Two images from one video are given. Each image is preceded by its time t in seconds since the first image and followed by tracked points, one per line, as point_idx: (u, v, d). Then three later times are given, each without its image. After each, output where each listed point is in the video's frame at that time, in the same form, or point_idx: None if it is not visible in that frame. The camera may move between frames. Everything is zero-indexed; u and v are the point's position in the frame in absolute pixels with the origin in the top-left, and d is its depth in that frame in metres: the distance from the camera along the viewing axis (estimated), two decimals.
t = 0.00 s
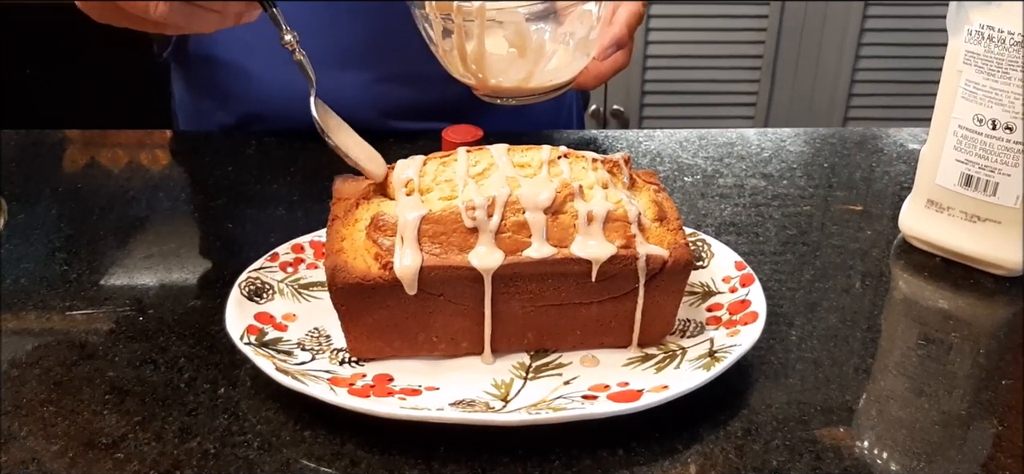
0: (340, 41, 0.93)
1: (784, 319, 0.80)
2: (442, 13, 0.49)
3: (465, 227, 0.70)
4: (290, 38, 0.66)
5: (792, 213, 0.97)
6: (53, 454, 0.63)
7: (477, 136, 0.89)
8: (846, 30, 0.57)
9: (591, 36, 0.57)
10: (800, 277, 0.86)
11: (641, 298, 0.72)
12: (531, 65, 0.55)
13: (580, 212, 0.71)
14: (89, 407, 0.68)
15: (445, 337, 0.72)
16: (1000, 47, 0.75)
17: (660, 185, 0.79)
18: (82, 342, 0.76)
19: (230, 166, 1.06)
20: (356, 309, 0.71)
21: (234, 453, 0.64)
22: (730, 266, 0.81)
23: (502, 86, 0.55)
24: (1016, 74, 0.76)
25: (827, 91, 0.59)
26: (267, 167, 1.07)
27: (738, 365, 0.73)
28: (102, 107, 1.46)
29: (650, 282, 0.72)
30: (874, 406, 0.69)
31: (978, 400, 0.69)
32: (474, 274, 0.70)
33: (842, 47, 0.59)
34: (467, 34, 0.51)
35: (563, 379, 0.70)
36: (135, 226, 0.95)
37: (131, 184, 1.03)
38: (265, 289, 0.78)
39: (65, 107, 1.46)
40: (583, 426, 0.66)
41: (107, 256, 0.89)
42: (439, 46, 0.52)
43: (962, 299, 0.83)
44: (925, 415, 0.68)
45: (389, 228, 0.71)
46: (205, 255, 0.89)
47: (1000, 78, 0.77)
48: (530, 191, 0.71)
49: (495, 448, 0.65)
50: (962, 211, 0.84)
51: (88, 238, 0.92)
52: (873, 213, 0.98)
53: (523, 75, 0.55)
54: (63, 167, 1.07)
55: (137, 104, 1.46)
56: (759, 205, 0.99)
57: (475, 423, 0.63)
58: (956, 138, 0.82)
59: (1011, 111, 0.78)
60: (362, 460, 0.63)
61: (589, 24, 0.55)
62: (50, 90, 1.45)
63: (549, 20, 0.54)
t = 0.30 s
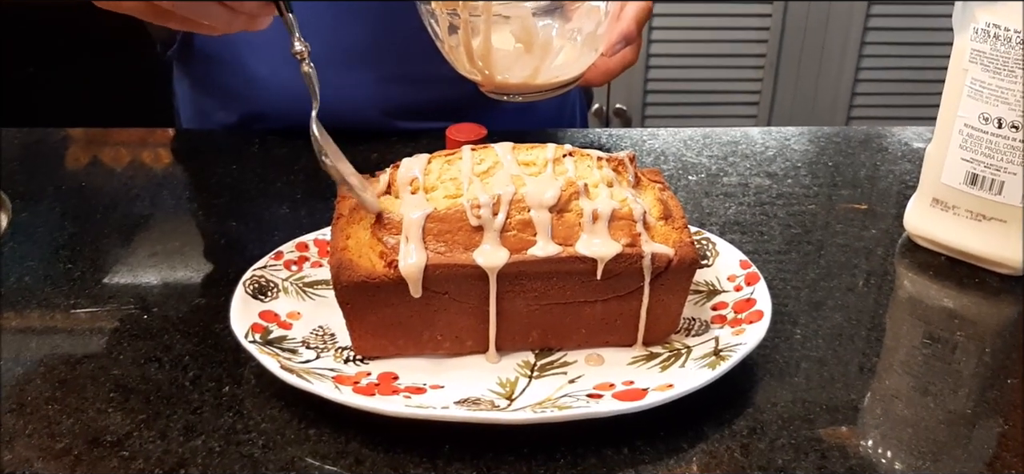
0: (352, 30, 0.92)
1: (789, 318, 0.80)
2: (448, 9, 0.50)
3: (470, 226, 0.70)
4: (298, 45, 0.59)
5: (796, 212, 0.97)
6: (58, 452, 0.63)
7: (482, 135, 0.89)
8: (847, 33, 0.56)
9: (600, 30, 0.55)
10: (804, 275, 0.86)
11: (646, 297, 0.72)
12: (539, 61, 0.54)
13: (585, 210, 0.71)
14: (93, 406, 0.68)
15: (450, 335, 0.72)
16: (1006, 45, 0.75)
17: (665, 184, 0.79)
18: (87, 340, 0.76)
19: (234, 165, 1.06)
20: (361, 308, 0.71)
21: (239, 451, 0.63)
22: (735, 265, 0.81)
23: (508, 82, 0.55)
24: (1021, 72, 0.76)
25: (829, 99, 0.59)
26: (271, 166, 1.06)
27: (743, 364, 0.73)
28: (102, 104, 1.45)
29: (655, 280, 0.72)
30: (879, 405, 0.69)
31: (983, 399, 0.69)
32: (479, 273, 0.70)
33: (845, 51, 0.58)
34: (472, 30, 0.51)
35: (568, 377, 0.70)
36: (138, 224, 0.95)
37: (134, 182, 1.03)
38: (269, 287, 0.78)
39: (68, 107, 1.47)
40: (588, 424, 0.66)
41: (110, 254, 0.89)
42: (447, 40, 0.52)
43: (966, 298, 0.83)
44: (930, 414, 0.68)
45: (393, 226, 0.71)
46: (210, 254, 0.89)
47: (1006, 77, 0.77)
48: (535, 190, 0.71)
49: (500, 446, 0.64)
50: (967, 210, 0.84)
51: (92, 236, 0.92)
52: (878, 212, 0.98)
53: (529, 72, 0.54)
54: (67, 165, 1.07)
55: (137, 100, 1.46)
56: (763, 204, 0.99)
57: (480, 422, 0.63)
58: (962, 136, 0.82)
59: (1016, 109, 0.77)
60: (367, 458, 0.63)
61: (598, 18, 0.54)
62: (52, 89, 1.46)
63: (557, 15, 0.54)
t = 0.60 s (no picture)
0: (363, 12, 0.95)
1: (791, 316, 0.80)
2: (448, 6, 0.50)
3: (473, 224, 0.70)
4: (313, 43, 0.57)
5: (798, 210, 0.97)
6: (61, 448, 0.63)
7: (484, 134, 0.89)
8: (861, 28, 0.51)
9: (601, 29, 0.55)
10: (806, 274, 0.86)
11: (648, 295, 0.72)
12: (540, 57, 0.55)
13: (587, 208, 0.71)
14: (96, 402, 0.68)
15: (452, 333, 0.72)
16: (1008, 44, 0.75)
17: (667, 182, 0.79)
18: (90, 337, 0.76)
19: (236, 163, 1.06)
20: (363, 305, 0.71)
21: (241, 448, 0.64)
22: (737, 263, 0.81)
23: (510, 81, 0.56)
24: None
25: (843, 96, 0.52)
26: (273, 163, 1.07)
27: (745, 362, 0.73)
28: (101, 103, 1.46)
29: (657, 278, 0.72)
30: (881, 403, 0.69)
31: (986, 398, 0.69)
32: (482, 270, 0.70)
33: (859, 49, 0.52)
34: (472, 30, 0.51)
35: (570, 375, 0.70)
36: (141, 222, 0.95)
37: (136, 179, 1.03)
38: (271, 285, 0.78)
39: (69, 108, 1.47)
40: (590, 422, 0.66)
41: (113, 252, 0.89)
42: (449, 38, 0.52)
43: (969, 297, 0.83)
44: (932, 413, 0.68)
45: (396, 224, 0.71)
46: (212, 251, 0.89)
47: (1008, 75, 0.77)
48: (538, 188, 0.71)
49: (503, 444, 0.65)
50: (969, 208, 0.84)
51: (95, 233, 0.92)
52: (880, 210, 0.98)
53: (530, 71, 0.55)
54: (70, 163, 1.07)
55: (137, 100, 1.47)
56: (765, 202, 0.99)
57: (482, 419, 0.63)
58: (964, 134, 0.82)
59: (1019, 107, 0.77)
60: (369, 455, 0.63)
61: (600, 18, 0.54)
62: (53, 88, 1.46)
63: (558, 14, 0.52)
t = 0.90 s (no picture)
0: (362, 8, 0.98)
1: (789, 314, 0.80)
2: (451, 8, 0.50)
3: (471, 222, 0.70)
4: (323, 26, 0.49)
5: (797, 209, 0.97)
6: (58, 446, 0.63)
7: (483, 132, 0.89)
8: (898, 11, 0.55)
9: (604, 30, 0.55)
10: (805, 273, 0.86)
11: (646, 294, 0.72)
12: (543, 59, 0.54)
13: (585, 206, 0.71)
14: (94, 401, 0.68)
15: (450, 331, 0.72)
16: (1007, 43, 0.75)
17: (665, 180, 0.79)
18: (87, 336, 0.76)
19: (235, 161, 1.06)
20: (360, 303, 0.71)
21: (239, 446, 0.64)
22: (735, 262, 0.81)
23: (512, 83, 0.56)
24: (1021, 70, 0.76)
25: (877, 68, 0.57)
26: (272, 162, 1.07)
27: (743, 361, 0.73)
28: (101, 103, 1.46)
29: (655, 277, 0.72)
30: (879, 402, 0.69)
31: (984, 396, 0.69)
32: (479, 269, 0.70)
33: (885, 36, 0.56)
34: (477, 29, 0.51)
35: (567, 374, 0.70)
36: (140, 220, 0.95)
37: (135, 178, 1.03)
38: (269, 283, 0.78)
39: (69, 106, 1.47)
40: (588, 421, 0.66)
41: (111, 250, 0.89)
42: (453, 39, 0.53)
43: (967, 296, 0.83)
44: (931, 412, 0.68)
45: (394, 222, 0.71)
46: (210, 250, 0.89)
47: (1006, 74, 0.77)
48: (536, 186, 0.71)
49: (501, 442, 0.65)
50: (967, 207, 0.84)
51: (93, 232, 0.92)
52: (879, 209, 0.98)
53: (533, 72, 0.55)
54: (69, 162, 1.07)
55: (137, 100, 1.47)
56: (764, 201, 0.99)
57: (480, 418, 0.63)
58: (963, 133, 0.82)
59: (1017, 107, 0.77)
60: (367, 453, 0.63)
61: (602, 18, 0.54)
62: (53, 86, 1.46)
63: (562, 16, 0.52)
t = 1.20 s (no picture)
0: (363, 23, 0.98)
1: (789, 314, 0.80)
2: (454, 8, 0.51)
3: (470, 221, 0.70)
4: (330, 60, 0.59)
5: (797, 208, 0.97)
6: (58, 445, 0.63)
7: (483, 131, 0.89)
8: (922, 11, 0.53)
9: (605, 30, 0.55)
10: (805, 272, 0.86)
11: (646, 293, 0.72)
12: (545, 60, 0.54)
13: (585, 205, 0.71)
14: (93, 400, 0.68)
15: (450, 330, 0.72)
16: (1007, 41, 0.75)
17: (665, 179, 0.78)
18: (86, 335, 0.76)
19: (234, 160, 1.06)
20: (360, 302, 0.71)
21: (238, 445, 0.63)
22: (736, 261, 0.81)
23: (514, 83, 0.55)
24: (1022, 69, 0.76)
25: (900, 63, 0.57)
26: (271, 161, 1.07)
27: (743, 360, 0.73)
28: (101, 104, 1.46)
29: (655, 276, 0.72)
30: (880, 401, 0.69)
31: (984, 396, 0.69)
32: (479, 268, 0.70)
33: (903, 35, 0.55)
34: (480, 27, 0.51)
35: (567, 373, 0.70)
36: (139, 219, 0.95)
37: (135, 176, 1.03)
38: (269, 282, 0.78)
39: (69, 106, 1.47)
40: (587, 420, 0.66)
41: (111, 249, 0.89)
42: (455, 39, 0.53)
43: (968, 295, 0.82)
44: (931, 411, 0.68)
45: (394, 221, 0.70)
46: (210, 249, 0.89)
47: (1006, 73, 0.77)
48: (536, 185, 0.71)
49: (500, 442, 0.64)
50: (968, 206, 0.84)
51: (93, 231, 0.92)
52: (879, 208, 0.98)
53: (535, 72, 0.54)
54: (68, 161, 1.07)
55: (137, 100, 1.47)
56: (764, 200, 0.99)
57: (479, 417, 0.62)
58: (963, 132, 0.82)
59: (1018, 105, 0.77)
60: (366, 452, 0.63)
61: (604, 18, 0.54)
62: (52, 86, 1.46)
63: (563, 16, 0.53)
